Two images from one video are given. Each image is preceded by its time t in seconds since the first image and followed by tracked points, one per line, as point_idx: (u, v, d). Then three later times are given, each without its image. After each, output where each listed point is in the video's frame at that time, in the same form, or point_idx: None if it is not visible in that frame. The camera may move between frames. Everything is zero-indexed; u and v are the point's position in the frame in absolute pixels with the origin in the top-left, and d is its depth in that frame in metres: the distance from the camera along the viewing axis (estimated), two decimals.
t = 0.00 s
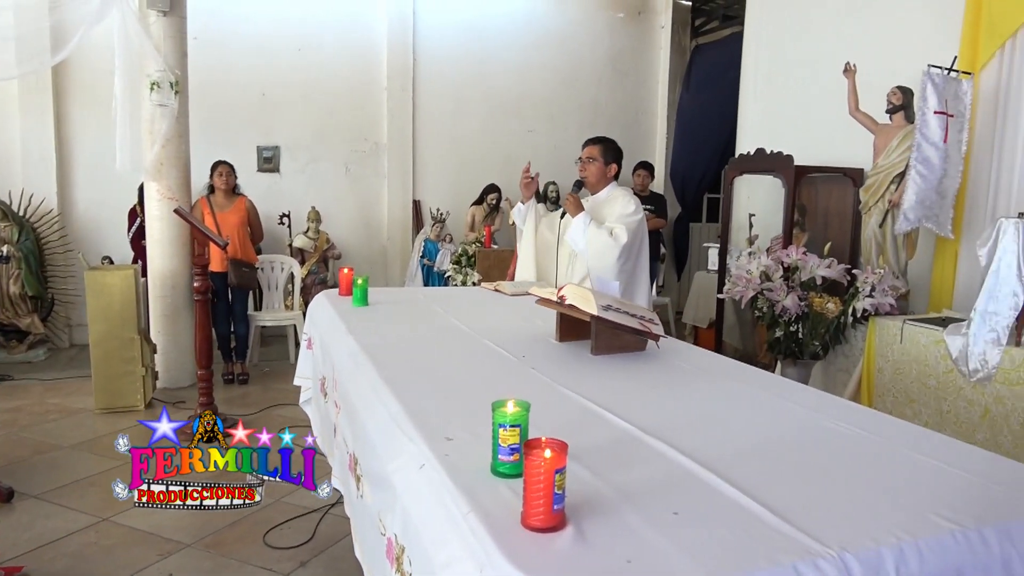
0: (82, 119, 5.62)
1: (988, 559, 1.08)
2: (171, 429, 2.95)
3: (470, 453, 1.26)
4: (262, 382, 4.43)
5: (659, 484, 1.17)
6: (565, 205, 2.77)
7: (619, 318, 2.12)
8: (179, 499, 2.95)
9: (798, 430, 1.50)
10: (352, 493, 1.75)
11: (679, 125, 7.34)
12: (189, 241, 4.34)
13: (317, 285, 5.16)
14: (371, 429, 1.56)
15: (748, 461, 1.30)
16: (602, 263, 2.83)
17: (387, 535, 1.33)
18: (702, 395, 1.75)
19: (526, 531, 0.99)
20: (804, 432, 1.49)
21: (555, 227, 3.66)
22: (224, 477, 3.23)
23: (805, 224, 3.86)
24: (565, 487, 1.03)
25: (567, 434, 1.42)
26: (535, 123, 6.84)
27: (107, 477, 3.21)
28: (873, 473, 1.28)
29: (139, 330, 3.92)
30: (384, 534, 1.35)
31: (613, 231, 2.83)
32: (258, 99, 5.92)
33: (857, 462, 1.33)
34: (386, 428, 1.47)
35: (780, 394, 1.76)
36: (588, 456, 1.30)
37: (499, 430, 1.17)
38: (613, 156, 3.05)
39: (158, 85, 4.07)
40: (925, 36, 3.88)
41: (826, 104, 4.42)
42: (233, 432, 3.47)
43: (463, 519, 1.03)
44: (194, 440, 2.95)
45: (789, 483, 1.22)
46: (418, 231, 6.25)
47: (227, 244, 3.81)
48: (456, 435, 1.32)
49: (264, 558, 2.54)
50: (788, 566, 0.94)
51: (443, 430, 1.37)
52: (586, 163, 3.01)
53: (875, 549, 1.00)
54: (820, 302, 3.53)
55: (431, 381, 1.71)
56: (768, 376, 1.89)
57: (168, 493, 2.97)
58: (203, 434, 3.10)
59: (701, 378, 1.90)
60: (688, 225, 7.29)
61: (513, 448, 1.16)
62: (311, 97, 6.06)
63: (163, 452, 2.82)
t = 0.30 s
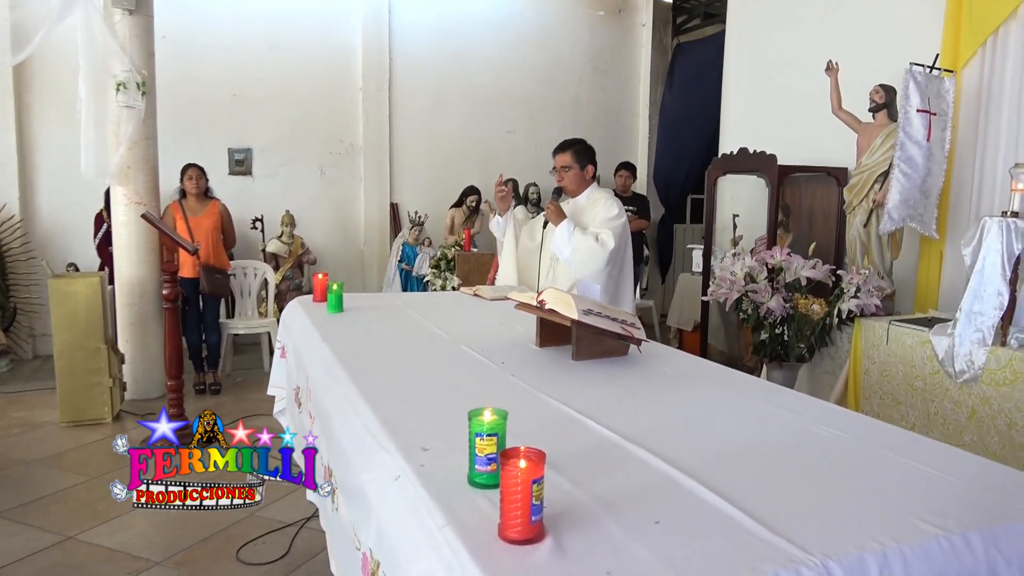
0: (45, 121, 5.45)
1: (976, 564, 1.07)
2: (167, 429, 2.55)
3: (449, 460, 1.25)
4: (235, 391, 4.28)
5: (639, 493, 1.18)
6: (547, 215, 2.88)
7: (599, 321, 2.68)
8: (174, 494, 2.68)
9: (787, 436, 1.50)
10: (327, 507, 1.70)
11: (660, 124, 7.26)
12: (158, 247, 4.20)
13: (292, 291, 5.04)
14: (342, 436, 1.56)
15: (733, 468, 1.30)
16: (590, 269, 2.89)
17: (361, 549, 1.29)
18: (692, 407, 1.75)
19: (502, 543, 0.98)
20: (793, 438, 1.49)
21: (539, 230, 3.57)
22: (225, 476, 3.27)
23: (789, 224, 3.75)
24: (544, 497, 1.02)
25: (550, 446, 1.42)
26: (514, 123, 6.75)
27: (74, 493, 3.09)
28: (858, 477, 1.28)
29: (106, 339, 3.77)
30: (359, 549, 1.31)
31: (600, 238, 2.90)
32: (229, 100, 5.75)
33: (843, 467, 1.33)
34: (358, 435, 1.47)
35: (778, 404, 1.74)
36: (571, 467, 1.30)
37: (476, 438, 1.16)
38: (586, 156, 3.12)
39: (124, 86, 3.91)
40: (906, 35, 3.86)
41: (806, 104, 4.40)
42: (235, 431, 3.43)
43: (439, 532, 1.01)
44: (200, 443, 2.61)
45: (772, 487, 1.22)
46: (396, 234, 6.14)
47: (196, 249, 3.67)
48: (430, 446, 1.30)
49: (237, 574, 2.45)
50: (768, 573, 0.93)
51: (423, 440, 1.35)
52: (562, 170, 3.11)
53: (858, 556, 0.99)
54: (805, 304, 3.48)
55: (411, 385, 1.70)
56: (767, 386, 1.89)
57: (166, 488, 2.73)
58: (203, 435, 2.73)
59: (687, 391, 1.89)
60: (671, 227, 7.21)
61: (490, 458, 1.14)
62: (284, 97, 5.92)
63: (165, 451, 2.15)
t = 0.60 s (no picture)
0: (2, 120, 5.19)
1: None
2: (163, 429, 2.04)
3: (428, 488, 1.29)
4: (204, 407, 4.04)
5: (637, 513, 1.19)
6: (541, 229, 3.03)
7: (593, 330, 2.50)
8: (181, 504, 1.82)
9: (791, 453, 1.53)
10: (304, 531, 1.93)
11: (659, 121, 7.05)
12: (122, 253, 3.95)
13: (267, 299, 4.76)
14: (328, 459, 1.69)
15: (733, 484, 1.34)
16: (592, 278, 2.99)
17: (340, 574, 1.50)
18: (692, 425, 1.75)
19: (491, 570, 0.99)
20: (798, 455, 1.52)
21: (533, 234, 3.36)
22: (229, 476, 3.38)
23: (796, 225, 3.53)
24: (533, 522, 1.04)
25: (538, 465, 1.44)
26: (503, 120, 6.53)
27: (30, 520, 2.91)
28: (864, 496, 1.29)
29: (66, 354, 3.53)
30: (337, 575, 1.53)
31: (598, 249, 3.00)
32: (199, 96, 5.50)
33: (851, 483, 1.35)
34: (344, 456, 1.59)
35: (793, 422, 1.76)
36: (561, 486, 1.32)
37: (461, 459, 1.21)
38: (569, 158, 3.12)
39: (85, 82, 3.68)
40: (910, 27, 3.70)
41: (805, 100, 4.24)
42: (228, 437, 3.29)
43: (422, 559, 1.04)
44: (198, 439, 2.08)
45: (772, 504, 1.24)
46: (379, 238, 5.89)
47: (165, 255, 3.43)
48: (412, 466, 1.39)
49: None
50: None
51: (404, 463, 1.42)
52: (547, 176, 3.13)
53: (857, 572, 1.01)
54: (813, 310, 3.27)
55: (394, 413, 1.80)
56: (777, 403, 1.90)
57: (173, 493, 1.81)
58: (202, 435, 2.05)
59: (683, 413, 1.88)
60: (672, 229, 7.00)
61: (475, 479, 1.19)
62: (258, 93, 5.68)
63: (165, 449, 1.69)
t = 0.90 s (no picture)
0: None
1: None
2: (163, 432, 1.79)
3: (415, 520, 1.22)
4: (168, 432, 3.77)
5: (642, 543, 1.13)
6: (539, 239, 2.76)
7: (595, 344, 2.22)
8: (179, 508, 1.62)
9: (807, 477, 1.43)
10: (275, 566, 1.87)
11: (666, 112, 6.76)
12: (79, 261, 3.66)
13: (240, 309, 4.51)
14: (302, 494, 1.65)
15: (743, 511, 1.26)
16: (597, 288, 2.70)
17: None
18: (700, 447, 1.67)
19: None
20: (813, 479, 1.42)
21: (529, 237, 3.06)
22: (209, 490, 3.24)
23: (817, 227, 3.23)
24: (527, 555, 0.98)
25: (533, 491, 1.36)
26: (496, 113, 6.22)
27: None
28: (886, 521, 1.22)
29: (19, 370, 3.28)
30: None
31: (602, 257, 2.72)
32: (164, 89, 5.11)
33: (871, 508, 1.27)
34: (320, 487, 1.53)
35: (808, 442, 1.67)
36: (556, 515, 1.24)
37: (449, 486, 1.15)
38: (564, 156, 2.86)
39: (39, 73, 3.43)
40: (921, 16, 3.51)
41: (810, 95, 4.06)
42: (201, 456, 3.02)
43: None
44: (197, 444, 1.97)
45: (779, 528, 1.19)
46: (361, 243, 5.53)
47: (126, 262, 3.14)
48: (397, 495, 1.32)
49: None
50: None
51: (388, 491, 1.36)
52: (539, 184, 2.90)
53: None
54: (836, 319, 2.98)
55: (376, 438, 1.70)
56: (785, 421, 1.82)
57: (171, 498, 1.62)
58: (203, 439, 2.00)
59: (693, 435, 1.76)
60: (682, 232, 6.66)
61: (464, 510, 1.13)
62: (229, 85, 5.28)
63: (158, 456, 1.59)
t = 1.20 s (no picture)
0: None
1: None
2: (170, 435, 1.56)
3: (394, 556, 1.11)
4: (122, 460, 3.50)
5: None
6: (532, 247, 2.51)
7: (594, 362, 1.93)
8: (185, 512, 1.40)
9: (834, 512, 1.28)
10: None
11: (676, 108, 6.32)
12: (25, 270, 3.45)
13: (202, 322, 4.27)
14: (261, 520, 1.51)
15: (765, 555, 1.13)
16: (595, 300, 2.41)
17: None
18: (702, 471, 1.54)
19: None
20: (843, 515, 1.27)
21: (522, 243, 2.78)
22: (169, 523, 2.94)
23: (841, 231, 2.94)
24: None
25: (526, 524, 1.24)
26: (488, 106, 5.76)
27: None
28: (907, 554, 1.13)
29: None
30: None
31: (601, 265, 2.43)
32: (121, 79, 4.72)
33: (891, 540, 1.17)
34: (280, 515, 1.40)
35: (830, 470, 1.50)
36: (553, 553, 1.13)
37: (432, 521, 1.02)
38: (558, 154, 2.57)
39: None
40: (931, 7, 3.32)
41: (814, 90, 3.84)
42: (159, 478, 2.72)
43: None
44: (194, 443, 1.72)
45: (787, 563, 1.10)
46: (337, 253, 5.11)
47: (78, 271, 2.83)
48: (372, 530, 1.20)
49: None
50: None
51: (364, 521, 1.24)
52: (531, 185, 2.61)
53: None
54: (863, 334, 2.69)
55: (348, 465, 1.51)
56: (788, 439, 1.71)
57: (176, 501, 1.39)
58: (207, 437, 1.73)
59: (708, 463, 1.57)
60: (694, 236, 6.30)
61: (448, 546, 1.00)
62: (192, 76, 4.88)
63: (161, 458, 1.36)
